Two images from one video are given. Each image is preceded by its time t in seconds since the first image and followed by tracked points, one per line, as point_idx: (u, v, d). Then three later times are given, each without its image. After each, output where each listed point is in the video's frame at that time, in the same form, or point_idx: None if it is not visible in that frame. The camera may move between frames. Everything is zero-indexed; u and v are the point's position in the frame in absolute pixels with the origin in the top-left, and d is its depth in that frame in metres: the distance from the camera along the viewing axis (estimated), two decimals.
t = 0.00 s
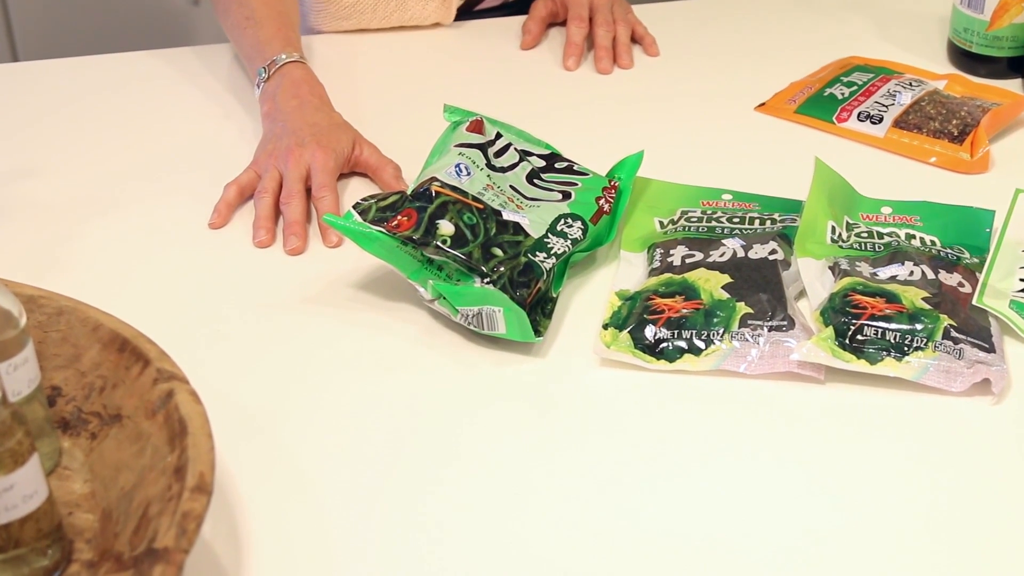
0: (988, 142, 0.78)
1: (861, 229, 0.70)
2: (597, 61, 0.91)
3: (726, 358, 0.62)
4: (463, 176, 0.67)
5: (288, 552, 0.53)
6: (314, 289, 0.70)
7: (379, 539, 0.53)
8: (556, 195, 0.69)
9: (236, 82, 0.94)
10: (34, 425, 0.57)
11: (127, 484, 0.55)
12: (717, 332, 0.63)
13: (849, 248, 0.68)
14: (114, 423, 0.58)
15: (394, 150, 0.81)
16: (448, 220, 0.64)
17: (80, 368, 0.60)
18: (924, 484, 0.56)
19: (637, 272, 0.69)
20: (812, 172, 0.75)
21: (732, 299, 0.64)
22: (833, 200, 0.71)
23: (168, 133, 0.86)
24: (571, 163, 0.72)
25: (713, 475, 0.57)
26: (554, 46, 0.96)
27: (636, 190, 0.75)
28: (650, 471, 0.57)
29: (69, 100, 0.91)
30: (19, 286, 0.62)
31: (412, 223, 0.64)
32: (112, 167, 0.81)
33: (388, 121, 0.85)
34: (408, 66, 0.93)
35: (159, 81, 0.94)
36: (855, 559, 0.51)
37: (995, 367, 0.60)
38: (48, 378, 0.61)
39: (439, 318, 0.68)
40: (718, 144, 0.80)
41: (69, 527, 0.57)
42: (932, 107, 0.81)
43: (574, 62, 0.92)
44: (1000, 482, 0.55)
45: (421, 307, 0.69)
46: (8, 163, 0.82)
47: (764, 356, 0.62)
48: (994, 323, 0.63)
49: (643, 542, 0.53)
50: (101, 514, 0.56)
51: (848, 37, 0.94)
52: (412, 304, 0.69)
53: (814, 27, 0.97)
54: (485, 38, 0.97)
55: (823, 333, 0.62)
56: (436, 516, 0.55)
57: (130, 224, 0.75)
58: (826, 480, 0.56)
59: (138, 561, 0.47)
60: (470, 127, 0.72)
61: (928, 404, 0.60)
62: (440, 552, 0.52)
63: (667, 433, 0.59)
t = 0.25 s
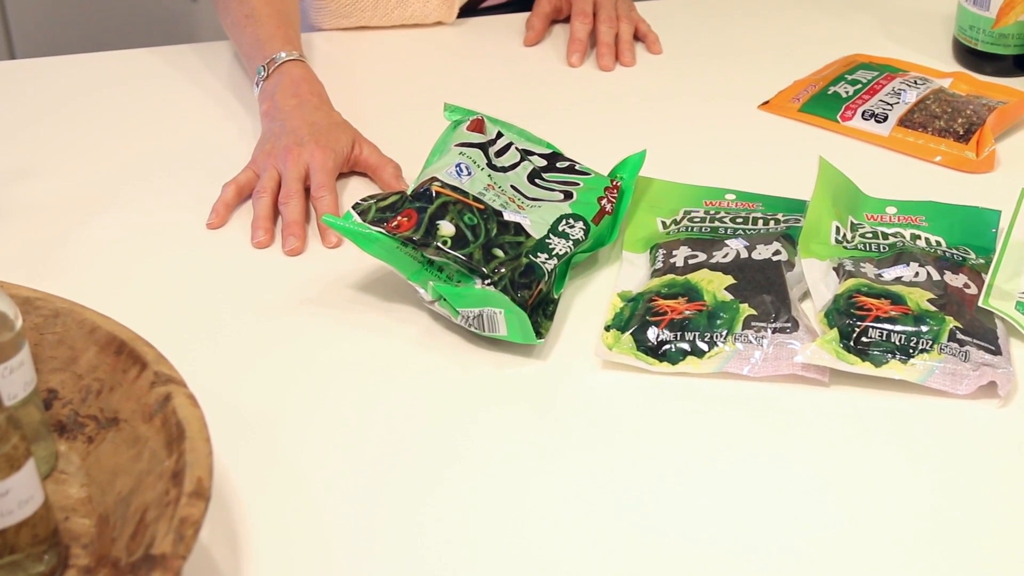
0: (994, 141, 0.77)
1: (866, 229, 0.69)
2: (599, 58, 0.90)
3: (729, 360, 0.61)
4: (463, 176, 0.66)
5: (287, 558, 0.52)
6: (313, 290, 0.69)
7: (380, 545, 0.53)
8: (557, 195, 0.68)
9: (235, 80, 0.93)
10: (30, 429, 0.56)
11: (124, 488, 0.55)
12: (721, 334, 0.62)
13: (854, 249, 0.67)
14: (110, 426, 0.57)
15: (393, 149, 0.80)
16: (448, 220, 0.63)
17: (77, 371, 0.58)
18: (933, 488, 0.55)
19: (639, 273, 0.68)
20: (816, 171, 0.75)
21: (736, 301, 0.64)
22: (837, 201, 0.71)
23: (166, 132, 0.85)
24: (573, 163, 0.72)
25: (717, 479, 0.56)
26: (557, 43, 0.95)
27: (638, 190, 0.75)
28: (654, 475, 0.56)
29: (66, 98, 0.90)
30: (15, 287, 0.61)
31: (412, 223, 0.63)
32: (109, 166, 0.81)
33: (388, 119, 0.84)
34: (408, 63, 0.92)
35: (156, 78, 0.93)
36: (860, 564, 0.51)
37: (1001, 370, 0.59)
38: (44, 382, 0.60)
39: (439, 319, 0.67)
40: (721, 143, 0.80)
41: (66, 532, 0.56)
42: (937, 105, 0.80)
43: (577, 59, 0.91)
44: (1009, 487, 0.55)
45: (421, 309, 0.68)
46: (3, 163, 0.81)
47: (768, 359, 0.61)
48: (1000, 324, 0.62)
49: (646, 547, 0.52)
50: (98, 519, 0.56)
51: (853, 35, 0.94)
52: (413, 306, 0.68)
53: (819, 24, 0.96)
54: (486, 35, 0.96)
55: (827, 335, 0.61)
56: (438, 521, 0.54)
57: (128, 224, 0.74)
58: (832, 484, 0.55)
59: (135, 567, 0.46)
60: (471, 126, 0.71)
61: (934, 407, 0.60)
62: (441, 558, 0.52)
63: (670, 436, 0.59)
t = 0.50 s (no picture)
0: (999, 147, 0.77)
1: (869, 237, 0.69)
2: (600, 64, 0.90)
3: (732, 369, 0.61)
4: (464, 184, 0.66)
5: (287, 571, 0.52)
6: (313, 299, 0.68)
7: (382, 558, 0.52)
8: (559, 203, 0.67)
9: (234, 86, 0.92)
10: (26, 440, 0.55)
11: (122, 499, 0.54)
12: (723, 344, 0.62)
13: (857, 258, 0.67)
14: (108, 437, 0.56)
15: (394, 154, 0.80)
16: (449, 228, 0.63)
17: (75, 381, 0.58)
18: (938, 499, 0.55)
19: (642, 281, 0.68)
20: (820, 178, 0.74)
21: (738, 309, 0.63)
22: (841, 208, 0.70)
23: (165, 138, 0.85)
24: (575, 170, 0.71)
25: (721, 490, 0.56)
26: (558, 48, 0.95)
27: (641, 197, 0.74)
28: (658, 486, 0.56)
29: (64, 103, 0.89)
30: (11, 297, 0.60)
31: (413, 231, 0.62)
32: (107, 172, 0.80)
33: (389, 125, 0.83)
34: (409, 68, 0.92)
35: (155, 84, 0.92)
36: None
37: (1006, 379, 0.59)
38: (42, 391, 0.59)
39: (440, 328, 0.67)
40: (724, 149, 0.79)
41: (63, 544, 0.56)
42: (941, 111, 0.79)
43: (579, 65, 0.90)
44: (1015, 498, 0.54)
45: (422, 318, 0.68)
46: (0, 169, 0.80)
47: (771, 368, 0.61)
48: (1005, 333, 0.62)
49: (649, 559, 0.52)
50: (96, 531, 0.55)
51: (856, 40, 0.93)
52: (414, 315, 0.68)
53: (821, 28, 0.95)
54: (487, 40, 0.96)
55: (831, 344, 0.61)
56: (440, 533, 0.53)
57: (126, 230, 0.74)
58: (837, 495, 0.55)
59: None
60: (472, 133, 0.71)
61: (938, 417, 0.59)
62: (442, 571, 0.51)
63: (673, 446, 0.58)
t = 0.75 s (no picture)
0: (1002, 157, 0.76)
1: (872, 248, 0.69)
2: (601, 74, 0.90)
3: (734, 381, 0.61)
4: (465, 195, 0.66)
5: None
6: (313, 310, 0.68)
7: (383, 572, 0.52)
8: (560, 213, 0.67)
9: (234, 95, 0.92)
10: (24, 453, 0.54)
11: (120, 513, 0.53)
12: (725, 355, 0.62)
13: (860, 269, 0.67)
14: (107, 450, 0.56)
15: (394, 164, 0.79)
16: (449, 239, 0.62)
17: (72, 394, 0.57)
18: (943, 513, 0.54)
19: (643, 292, 0.67)
20: (822, 188, 0.74)
21: (740, 321, 0.63)
22: (843, 219, 0.70)
23: (163, 147, 0.84)
24: (575, 180, 0.71)
25: (725, 504, 0.55)
26: (559, 58, 0.94)
27: (641, 208, 0.74)
28: (661, 499, 0.55)
29: (62, 113, 0.89)
30: (9, 308, 0.59)
31: (413, 242, 0.62)
32: (106, 182, 0.80)
33: (389, 134, 0.83)
34: (409, 77, 0.91)
35: (154, 93, 0.92)
36: None
37: (1010, 392, 0.59)
38: (39, 403, 0.58)
39: (440, 340, 0.67)
40: (726, 160, 0.79)
41: (61, 558, 0.55)
42: (943, 121, 0.79)
43: (581, 74, 0.90)
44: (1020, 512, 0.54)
45: (423, 329, 0.67)
46: None
47: (773, 380, 0.61)
48: (1008, 345, 0.62)
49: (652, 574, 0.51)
50: (94, 545, 0.54)
51: (857, 50, 0.93)
52: (414, 326, 0.68)
53: (823, 37, 0.95)
54: (488, 49, 0.96)
55: (833, 356, 0.61)
56: (442, 548, 0.53)
57: (124, 241, 0.73)
58: (841, 509, 0.55)
59: None
60: (473, 143, 0.70)
61: (942, 429, 0.59)
62: None
63: (675, 459, 0.58)
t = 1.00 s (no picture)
0: (1001, 161, 0.76)
1: (871, 252, 0.69)
2: (601, 78, 0.89)
3: (733, 386, 0.61)
4: (463, 199, 0.65)
5: None
6: (311, 314, 0.68)
7: None
8: (559, 218, 0.67)
9: (232, 100, 0.92)
10: (22, 459, 0.54)
11: (118, 518, 0.53)
12: (725, 359, 0.61)
13: (860, 273, 0.67)
14: (105, 455, 0.56)
15: (393, 167, 0.79)
16: (448, 244, 0.62)
17: (71, 399, 0.57)
18: (944, 519, 0.54)
19: (642, 296, 0.67)
20: (821, 192, 0.74)
21: (740, 326, 0.63)
22: (842, 223, 0.70)
23: (162, 152, 0.84)
24: (574, 184, 0.71)
25: (727, 510, 0.55)
26: (558, 61, 0.94)
27: (641, 212, 0.74)
28: (661, 505, 0.55)
29: (60, 117, 0.89)
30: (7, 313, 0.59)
31: (412, 247, 0.62)
32: (104, 186, 0.80)
33: (388, 137, 0.83)
34: (408, 80, 0.91)
35: (153, 98, 0.92)
36: None
37: (1010, 396, 0.59)
38: (37, 408, 0.58)
39: (439, 344, 0.67)
40: (725, 164, 0.79)
41: (59, 563, 0.55)
42: (943, 125, 0.79)
43: (580, 78, 0.90)
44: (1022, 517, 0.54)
45: (422, 334, 0.67)
46: None
47: (772, 385, 0.61)
48: (1008, 350, 0.61)
49: None
50: (92, 550, 0.54)
51: (857, 53, 0.93)
52: (413, 331, 0.67)
53: (822, 41, 0.95)
54: (487, 52, 0.96)
55: (833, 361, 0.61)
56: (442, 554, 0.53)
57: (122, 245, 0.73)
58: (841, 514, 0.54)
59: None
60: (472, 148, 0.70)
61: (942, 434, 0.59)
62: None
63: (674, 464, 0.58)
